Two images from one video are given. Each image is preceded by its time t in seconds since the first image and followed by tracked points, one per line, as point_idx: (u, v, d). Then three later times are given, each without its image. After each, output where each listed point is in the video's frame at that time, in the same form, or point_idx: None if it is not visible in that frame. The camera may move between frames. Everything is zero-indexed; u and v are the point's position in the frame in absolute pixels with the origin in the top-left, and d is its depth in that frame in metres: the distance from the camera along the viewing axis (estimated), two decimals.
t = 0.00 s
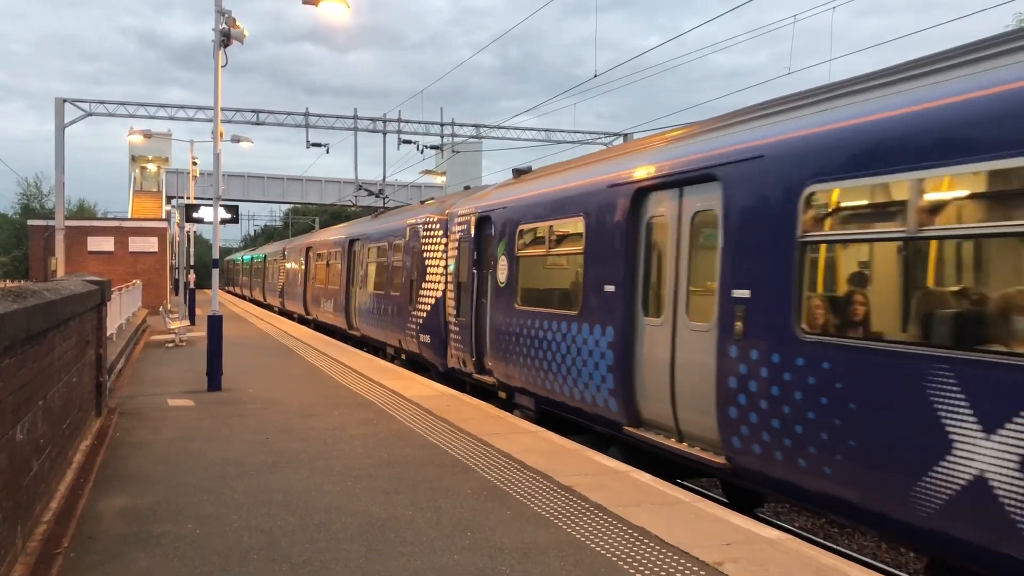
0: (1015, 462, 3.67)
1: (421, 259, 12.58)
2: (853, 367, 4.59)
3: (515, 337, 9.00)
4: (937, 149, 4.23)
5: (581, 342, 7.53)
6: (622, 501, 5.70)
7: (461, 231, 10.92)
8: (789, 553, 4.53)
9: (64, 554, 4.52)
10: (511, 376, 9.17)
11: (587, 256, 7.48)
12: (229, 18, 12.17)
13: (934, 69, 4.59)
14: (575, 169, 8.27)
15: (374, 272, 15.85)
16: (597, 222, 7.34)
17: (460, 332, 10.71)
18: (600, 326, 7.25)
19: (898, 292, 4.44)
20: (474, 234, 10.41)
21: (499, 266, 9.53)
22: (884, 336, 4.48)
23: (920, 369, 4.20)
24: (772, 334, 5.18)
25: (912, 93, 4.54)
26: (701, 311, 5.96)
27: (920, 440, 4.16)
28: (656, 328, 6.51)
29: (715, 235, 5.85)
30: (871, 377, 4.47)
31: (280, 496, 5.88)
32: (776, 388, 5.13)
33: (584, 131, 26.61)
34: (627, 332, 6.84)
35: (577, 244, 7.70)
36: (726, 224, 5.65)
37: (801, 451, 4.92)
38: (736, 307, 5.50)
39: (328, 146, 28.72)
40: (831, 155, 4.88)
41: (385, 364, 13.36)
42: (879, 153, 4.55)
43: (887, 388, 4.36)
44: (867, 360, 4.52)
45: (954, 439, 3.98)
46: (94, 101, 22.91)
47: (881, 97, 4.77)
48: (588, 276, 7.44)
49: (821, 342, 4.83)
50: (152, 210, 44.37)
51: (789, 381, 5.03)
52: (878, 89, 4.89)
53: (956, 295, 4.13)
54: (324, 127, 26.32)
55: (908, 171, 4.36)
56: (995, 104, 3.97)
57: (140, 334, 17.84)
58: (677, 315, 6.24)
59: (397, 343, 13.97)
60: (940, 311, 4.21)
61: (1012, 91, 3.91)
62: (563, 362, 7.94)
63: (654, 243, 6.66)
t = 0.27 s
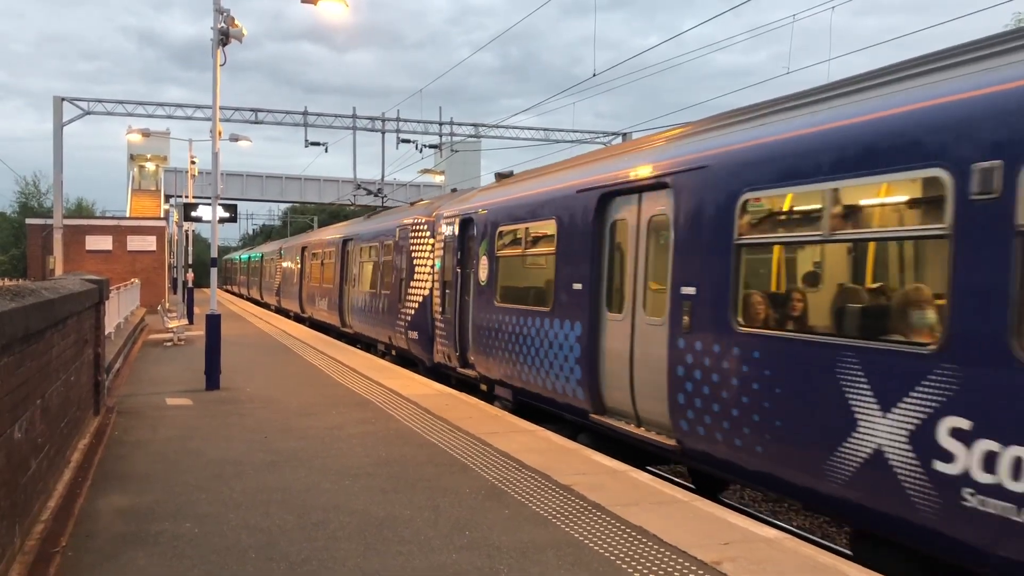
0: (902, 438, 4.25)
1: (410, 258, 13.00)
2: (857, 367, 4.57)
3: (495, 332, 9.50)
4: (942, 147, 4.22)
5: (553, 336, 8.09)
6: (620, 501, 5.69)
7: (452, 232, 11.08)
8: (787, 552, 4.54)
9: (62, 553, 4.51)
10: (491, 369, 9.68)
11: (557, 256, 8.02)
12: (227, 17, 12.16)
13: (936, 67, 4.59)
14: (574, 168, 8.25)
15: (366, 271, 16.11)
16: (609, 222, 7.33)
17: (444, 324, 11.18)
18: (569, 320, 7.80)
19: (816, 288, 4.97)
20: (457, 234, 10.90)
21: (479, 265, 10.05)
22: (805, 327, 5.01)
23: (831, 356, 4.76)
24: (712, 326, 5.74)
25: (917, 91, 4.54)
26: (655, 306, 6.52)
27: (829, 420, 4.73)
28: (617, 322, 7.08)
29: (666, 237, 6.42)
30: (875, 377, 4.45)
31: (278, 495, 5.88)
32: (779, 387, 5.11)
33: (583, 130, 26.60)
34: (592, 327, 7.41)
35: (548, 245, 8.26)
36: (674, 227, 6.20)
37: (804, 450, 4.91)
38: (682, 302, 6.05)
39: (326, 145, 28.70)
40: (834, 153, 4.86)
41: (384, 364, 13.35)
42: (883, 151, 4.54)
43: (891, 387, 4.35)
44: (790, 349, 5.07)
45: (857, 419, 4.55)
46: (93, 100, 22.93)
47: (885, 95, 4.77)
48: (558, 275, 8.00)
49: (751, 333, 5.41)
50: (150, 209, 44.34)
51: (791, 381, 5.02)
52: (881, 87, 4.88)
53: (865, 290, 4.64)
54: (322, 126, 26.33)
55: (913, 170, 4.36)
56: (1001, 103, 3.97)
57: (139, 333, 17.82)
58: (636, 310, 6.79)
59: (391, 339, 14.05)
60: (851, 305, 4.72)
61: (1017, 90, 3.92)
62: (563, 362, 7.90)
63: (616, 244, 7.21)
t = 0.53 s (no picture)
0: (812, 417, 4.80)
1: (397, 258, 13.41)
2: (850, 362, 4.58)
3: (474, 327, 10.03)
4: (930, 146, 4.24)
5: (525, 329, 8.62)
6: (616, 500, 5.69)
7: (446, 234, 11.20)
8: (782, 551, 4.54)
9: (57, 552, 4.50)
10: (471, 363, 10.21)
11: (529, 256, 8.56)
12: (224, 15, 12.14)
13: (927, 67, 4.62)
14: (569, 168, 8.28)
15: (360, 270, 16.27)
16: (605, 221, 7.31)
17: (429, 321, 11.62)
18: (539, 316, 8.31)
19: (752, 284, 5.46)
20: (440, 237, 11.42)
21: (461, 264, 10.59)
22: (742, 321, 5.50)
23: (758, 346, 5.30)
24: (661, 318, 6.29)
25: (910, 91, 4.55)
26: (613, 301, 7.08)
27: (754, 404, 5.27)
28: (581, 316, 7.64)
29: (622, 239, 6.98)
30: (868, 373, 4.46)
31: (274, 494, 5.87)
32: (774, 383, 5.12)
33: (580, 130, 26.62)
34: (557, 322, 7.97)
35: (521, 246, 8.81)
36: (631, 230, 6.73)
37: (800, 448, 4.90)
38: (636, 299, 6.61)
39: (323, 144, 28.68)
40: (826, 152, 4.88)
41: (381, 363, 13.34)
42: (874, 150, 4.57)
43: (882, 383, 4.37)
44: (726, 341, 5.59)
45: (777, 403, 5.09)
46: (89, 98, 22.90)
47: (878, 95, 4.79)
48: (529, 274, 8.54)
49: (694, 327, 5.93)
50: (147, 208, 44.25)
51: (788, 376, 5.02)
52: (875, 87, 4.89)
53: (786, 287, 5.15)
54: (319, 125, 26.32)
55: (903, 168, 4.37)
56: (987, 102, 4.00)
57: (134, 332, 17.79)
58: (598, 306, 7.33)
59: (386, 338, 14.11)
60: (776, 300, 5.24)
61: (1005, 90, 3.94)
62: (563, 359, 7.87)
63: (581, 245, 7.77)
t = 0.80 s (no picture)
0: (736, 399, 5.39)
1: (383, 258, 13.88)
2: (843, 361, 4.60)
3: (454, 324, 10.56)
4: (923, 147, 4.27)
5: (498, 325, 9.18)
6: (611, 500, 5.70)
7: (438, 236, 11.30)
8: (777, 551, 4.55)
9: (51, 552, 4.50)
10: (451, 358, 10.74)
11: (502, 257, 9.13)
12: (220, 14, 12.12)
13: (919, 68, 4.64)
14: (563, 168, 8.31)
15: (353, 271, 16.32)
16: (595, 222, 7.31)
17: (412, 318, 12.11)
18: (510, 313, 8.88)
19: (692, 283, 5.98)
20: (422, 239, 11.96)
21: (441, 265, 11.14)
22: (684, 315, 6.02)
23: (693, 338, 5.88)
24: (616, 313, 6.85)
25: (902, 92, 4.58)
26: (575, 298, 7.65)
27: (690, 390, 5.84)
28: (547, 313, 8.21)
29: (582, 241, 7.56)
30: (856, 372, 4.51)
31: (270, 494, 5.87)
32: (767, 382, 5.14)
33: (576, 130, 26.66)
34: (526, 318, 8.55)
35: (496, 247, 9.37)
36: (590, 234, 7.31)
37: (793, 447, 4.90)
38: (593, 296, 7.22)
39: (319, 144, 28.66)
40: (819, 152, 4.90)
41: (377, 363, 13.33)
42: (866, 151, 4.59)
43: (872, 381, 4.41)
44: (671, 333, 6.14)
45: (708, 389, 5.66)
46: (84, 97, 22.86)
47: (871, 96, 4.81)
48: (502, 274, 9.12)
49: (646, 321, 6.45)
50: (142, 207, 44.17)
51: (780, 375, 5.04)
52: (868, 88, 4.91)
53: (721, 284, 5.66)
54: (315, 125, 26.32)
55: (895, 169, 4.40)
56: (979, 103, 4.03)
57: (130, 331, 17.75)
58: (563, 302, 7.89)
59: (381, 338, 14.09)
60: (709, 296, 5.78)
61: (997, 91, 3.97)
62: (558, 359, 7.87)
63: (548, 247, 8.35)
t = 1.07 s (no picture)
0: (674, 384, 6.03)
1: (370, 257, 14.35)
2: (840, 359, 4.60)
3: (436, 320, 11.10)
4: (919, 146, 4.27)
5: (476, 322, 9.77)
6: (608, 498, 5.70)
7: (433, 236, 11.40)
8: (773, 549, 4.56)
9: (48, 550, 4.49)
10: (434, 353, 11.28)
11: (479, 256, 9.72)
12: (216, 12, 12.09)
13: (915, 68, 4.65)
14: (560, 167, 8.33)
15: (348, 269, 16.33)
16: (593, 220, 7.31)
17: (398, 314, 12.62)
18: (485, 308, 9.53)
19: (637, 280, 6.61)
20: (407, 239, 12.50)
21: (423, 264, 11.73)
22: (636, 310, 6.57)
23: (638, 330, 6.52)
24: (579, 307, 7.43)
25: (897, 92, 4.59)
26: (542, 294, 8.25)
27: (638, 377, 6.48)
28: (520, 308, 8.78)
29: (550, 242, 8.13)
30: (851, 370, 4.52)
31: (267, 493, 5.86)
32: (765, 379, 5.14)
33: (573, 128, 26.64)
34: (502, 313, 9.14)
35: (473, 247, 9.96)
36: (558, 234, 7.87)
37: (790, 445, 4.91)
38: (557, 293, 7.85)
39: (316, 142, 28.61)
40: (815, 152, 4.91)
41: (373, 361, 13.33)
42: (862, 150, 4.60)
43: (820, 373, 4.71)
44: (624, 326, 6.73)
45: (652, 376, 6.30)
46: (80, 95, 22.80)
47: (866, 96, 4.82)
48: (480, 273, 9.72)
49: (600, 314, 7.10)
50: (138, 205, 44.12)
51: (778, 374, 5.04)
52: (864, 87, 4.92)
53: (664, 280, 6.23)
54: (312, 123, 26.29)
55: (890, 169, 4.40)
56: (976, 102, 4.03)
57: (126, 330, 17.72)
58: (531, 299, 8.49)
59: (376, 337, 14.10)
60: (653, 292, 6.39)
61: (993, 90, 3.97)
62: (555, 357, 7.88)
63: (518, 247, 8.99)
